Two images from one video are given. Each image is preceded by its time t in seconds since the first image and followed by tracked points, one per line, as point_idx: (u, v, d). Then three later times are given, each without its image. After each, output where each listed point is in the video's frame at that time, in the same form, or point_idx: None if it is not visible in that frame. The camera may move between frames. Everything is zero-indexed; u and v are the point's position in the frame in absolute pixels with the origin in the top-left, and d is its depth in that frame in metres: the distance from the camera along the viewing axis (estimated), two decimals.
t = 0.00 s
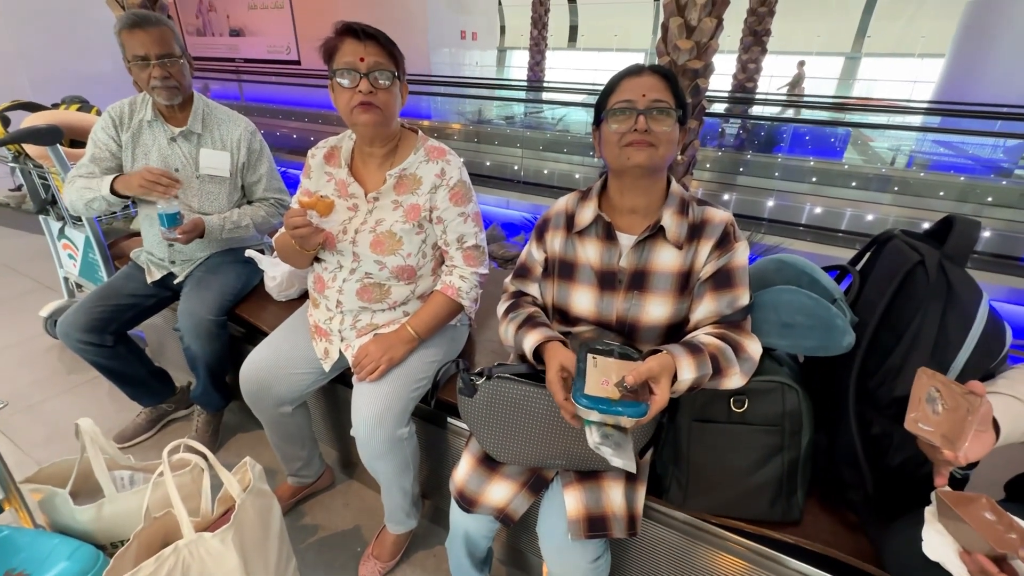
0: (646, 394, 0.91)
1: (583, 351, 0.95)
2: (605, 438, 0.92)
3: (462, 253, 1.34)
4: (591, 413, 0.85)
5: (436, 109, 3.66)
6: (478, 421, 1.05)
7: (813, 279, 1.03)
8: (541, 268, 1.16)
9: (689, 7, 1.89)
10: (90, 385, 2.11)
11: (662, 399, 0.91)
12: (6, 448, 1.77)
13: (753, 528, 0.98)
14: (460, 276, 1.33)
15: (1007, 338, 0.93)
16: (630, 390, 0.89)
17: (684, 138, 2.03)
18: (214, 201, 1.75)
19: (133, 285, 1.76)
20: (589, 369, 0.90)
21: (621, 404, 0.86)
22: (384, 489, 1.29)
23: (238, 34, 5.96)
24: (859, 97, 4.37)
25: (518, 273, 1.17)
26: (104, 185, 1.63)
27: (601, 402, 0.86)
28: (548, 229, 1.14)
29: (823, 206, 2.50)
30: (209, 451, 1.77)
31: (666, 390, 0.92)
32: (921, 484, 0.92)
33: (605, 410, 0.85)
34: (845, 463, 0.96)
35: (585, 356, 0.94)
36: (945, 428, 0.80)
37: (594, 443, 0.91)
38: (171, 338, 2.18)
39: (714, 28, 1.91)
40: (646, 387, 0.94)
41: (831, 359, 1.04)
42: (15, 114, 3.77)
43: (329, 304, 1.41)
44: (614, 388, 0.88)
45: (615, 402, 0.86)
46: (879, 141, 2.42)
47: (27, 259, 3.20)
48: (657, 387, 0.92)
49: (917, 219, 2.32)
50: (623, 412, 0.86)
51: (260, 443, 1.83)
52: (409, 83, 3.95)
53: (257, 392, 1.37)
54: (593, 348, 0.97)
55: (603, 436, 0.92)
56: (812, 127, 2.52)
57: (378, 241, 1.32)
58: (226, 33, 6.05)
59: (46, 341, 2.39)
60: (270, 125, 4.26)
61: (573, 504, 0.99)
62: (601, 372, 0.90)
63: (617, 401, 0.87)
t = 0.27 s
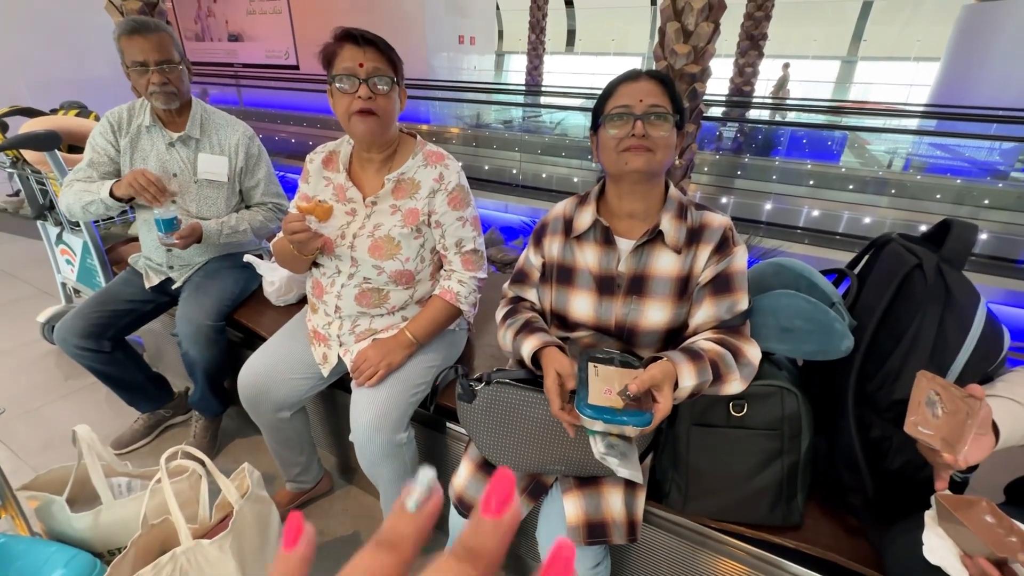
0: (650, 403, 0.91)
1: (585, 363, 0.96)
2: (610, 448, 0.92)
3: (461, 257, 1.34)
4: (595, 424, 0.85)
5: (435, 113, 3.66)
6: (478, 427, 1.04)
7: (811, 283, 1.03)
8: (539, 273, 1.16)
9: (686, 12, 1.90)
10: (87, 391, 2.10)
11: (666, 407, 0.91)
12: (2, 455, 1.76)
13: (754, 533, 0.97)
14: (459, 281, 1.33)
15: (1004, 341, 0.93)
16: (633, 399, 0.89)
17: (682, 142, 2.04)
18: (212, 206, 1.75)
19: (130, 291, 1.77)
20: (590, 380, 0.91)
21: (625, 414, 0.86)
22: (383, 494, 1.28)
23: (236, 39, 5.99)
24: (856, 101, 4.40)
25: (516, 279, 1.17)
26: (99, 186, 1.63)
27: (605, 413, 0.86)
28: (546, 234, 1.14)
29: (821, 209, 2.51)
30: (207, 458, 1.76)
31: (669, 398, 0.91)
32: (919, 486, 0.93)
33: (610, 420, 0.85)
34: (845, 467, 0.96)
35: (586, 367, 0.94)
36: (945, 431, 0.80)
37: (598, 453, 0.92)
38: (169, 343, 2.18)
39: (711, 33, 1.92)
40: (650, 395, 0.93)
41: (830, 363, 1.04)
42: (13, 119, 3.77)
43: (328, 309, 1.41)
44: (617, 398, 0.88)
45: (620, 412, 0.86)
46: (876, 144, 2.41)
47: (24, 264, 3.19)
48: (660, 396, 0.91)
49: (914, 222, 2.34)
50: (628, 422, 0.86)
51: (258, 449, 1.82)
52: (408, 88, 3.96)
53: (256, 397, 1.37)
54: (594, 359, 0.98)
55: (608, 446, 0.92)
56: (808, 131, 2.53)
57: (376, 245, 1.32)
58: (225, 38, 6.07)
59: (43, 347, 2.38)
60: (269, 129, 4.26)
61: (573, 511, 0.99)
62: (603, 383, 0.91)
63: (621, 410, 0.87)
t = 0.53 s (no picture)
0: (647, 409, 0.91)
1: (581, 368, 0.95)
2: (607, 455, 0.92)
3: (458, 262, 1.35)
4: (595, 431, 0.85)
5: (433, 118, 3.64)
6: (474, 433, 1.04)
7: (807, 287, 1.04)
8: (534, 278, 1.16)
9: (682, 17, 1.91)
10: (85, 397, 2.10)
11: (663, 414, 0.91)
12: None
13: (751, 537, 0.97)
14: (456, 286, 1.34)
15: (998, 344, 0.94)
16: (631, 405, 0.89)
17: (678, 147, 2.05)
18: (210, 212, 1.75)
19: (128, 297, 1.77)
20: (588, 386, 0.91)
21: (624, 421, 0.86)
22: (381, 500, 1.28)
23: (235, 45, 6.01)
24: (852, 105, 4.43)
25: (512, 284, 1.18)
26: (92, 189, 1.63)
27: (604, 419, 0.86)
28: (542, 239, 1.14)
29: (819, 213, 2.50)
30: (205, 463, 1.75)
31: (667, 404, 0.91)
32: (914, 490, 0.93)
33: (609, 427, 0.85)
34: (841, 470, 0.96)
35: (583, 373, 0.94)
36: (940, 435, 0.81)
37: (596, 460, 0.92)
38: (166, 349, 2.17)
39: (706, 38, 1.93)
40: (646, 402, 0.93)
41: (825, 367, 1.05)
42: (12, 126, 3.78)
43: (325, 314, 1.41)
44: (615, 405, 0.88)
45: (618, 419, 0.87)
46: (872, 147, 2.48)
47: (22, 270, 3.19)
48: (657, 402, 0.92)
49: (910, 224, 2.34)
50: (627, 429, 0.86)
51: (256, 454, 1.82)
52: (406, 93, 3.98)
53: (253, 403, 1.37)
54: (590, 364, 0.97)
55: (607, 454, 0.93)
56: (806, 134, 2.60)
57: (373, 250, 1.33)
58: (223, 44, 6.10)
59: (41, 353, 2.38)
60: (267, 135, 4.28)
61: (569, 517, 0.98)
62: (601, 389, 0.90)
63: (620, 417, 0.87)
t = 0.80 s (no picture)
0: (640, 418, 0.91)
1: (575, 378, 0.95)
2: (601, 466, 0.92)
3: (453, 269, 1.35)
4: (586, 442, 0.85)
5: (431, 124, 3.71)
6: (467, 443, 1.04)
7: (800, 294, 1.04)
8: (528, 286, 1.16)
9: (677, 25, 1.93)
10: (78, 405, 2.09)
11: (656, 423, 0.90)
12: None
13: (745, 545, 0.97)
14: (450, 293, 1.33)
15: (991, 350, 0.94)
16: (623, 416, 0.89)
17: (673, 153, 2.06)
18: (204, 219, 1.75)
19: (121, 305, 1.76)
20: (581, 397, 0.91)
21: (617, 431, 0.86)
22: (375, 509, 1.27)
23: (232, 52, 5.99)
24: (847, 111, 4.47)
25: (505, 292, 1.18)
26: (86, 196, 1.62)
27: (596, 431, 0.86)
28: (536, 247, 1.14)
29: (814, 218, 2.56)
30: (199, 472, 1.74)
31: (660, 414, 0.91)
32: (908, 497, 0.93)
33: (601, 439, 0.85)
34: (835, 478, 0.96)
35: (576, 383, 0.94)
36: (936, 442, 0.80)
37: (590, 471, 0.91)
38: (161, 356, 2.16)
39: (701, 45, 1.95)
40: (640, 411, 0.93)
41: (820, 374, 1.04)
42: (8, 132, 3.77)
43: (319, 322, 1.40)
44: (608, 415, 0.88)
45: (611, 429, 0.87)
46: (867, 152, 2.64)
47: (16, 277, 3.17)
48: (651, 411, 0.91)
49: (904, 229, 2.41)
50: (620, 439, 0.86)
51: (250, 463, 1.81)
52: (404, 100, 3.99)
53: (247, 411, 1.36)
54: (584, 374, 0.97)
55: (599, 465, 0.92)
56: (801, 141, 2.77)
57: (368, 257, 1.33)
58: (221, 50, 6.13)
59: (34, 360, 2.36)
60: (264, 141, 4.29)
61: (563, 528, 0.98)
62: (593, 400, 0.91)
63: (612, 427, 0.87)
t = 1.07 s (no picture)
0: (634, 422, 0.91)
1: (569, 383, 0.96)
2: (595, 471, 0.93)
3: (451, 273, 1.36)
4: (580, 447, 0.86)
5: (433, 129, 3.67)
6: (465, 446, 1.04)
7: (795, 297, 1.04)
8: (525, 291, 1.17)
9: (676, 30, 1.94)
10: (82, 409, 2.10)
11: (650, 427, 0.91)
12: None
13: (741, 548, 0.98)
14: (449, 297, 1.34)
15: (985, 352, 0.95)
16: (617, 420, 0.90)
17: (672, 158, 2.07)
18: (208, 223, 1.77)
19: (125, 309, 1.77)
20: (576, 402, 0.91)
21: (610, 436, 0.87)
22: (374, 512, 1.28)
23: (238, 58, 6.14)
24: (849, 114, 4.49)
25: (503, 297, 1.19)
26: (94, 200, 1.62)
27: (589, 435, 0.87)
28: (532, 252, 1.15)
29: (816, 222, 2.70)
30: (201, 475, 1.75)
31: (654, 418, 0.91)
32: (903, 499, 0.94)
33: (594, 444, 0.86)
34: (831, 481, 0.96)
35: (571, 389, 0.95)
36: (931, 445, 0.81)
37: (585, 476, 0.93)
38: (163, 360, 2.18)
39: (700, 50, 1.96)
40: (635, 415, 0.93)
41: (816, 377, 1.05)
42: (15, 139, 3.82)
43: (319, 325, 1.42)
44: (602, 420, 0.89)
45: (605, 434, 0.87)
46: (870, 156, 2.69)
47: (22, 282, 3.21)
48: (644, 416, 0.92)
49: (905, 232, 2.55)
50: (614, 444, 0.86)
51: (251, 466, 1.82)
52: (406, 105, 4.03)
53: (248, 415, 1.37)
54: (579, 379, 0.98)
55: (594, 469, 0.93)
56: (802, 145, 2.80)
57: (368, 261, 1.34)
58: (226, 57, 6.21)
59: (39, 364, 2.38)
60: (269, 146, 4.33)
61: (559, 530, 0.98)
62: (587, 405, 0.91)
63: (606, 432, 0.88)
